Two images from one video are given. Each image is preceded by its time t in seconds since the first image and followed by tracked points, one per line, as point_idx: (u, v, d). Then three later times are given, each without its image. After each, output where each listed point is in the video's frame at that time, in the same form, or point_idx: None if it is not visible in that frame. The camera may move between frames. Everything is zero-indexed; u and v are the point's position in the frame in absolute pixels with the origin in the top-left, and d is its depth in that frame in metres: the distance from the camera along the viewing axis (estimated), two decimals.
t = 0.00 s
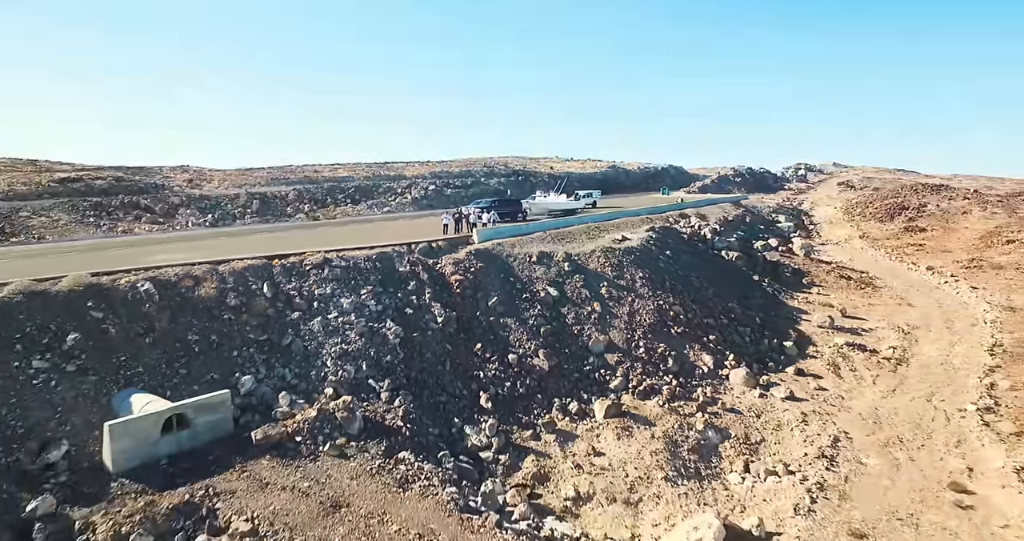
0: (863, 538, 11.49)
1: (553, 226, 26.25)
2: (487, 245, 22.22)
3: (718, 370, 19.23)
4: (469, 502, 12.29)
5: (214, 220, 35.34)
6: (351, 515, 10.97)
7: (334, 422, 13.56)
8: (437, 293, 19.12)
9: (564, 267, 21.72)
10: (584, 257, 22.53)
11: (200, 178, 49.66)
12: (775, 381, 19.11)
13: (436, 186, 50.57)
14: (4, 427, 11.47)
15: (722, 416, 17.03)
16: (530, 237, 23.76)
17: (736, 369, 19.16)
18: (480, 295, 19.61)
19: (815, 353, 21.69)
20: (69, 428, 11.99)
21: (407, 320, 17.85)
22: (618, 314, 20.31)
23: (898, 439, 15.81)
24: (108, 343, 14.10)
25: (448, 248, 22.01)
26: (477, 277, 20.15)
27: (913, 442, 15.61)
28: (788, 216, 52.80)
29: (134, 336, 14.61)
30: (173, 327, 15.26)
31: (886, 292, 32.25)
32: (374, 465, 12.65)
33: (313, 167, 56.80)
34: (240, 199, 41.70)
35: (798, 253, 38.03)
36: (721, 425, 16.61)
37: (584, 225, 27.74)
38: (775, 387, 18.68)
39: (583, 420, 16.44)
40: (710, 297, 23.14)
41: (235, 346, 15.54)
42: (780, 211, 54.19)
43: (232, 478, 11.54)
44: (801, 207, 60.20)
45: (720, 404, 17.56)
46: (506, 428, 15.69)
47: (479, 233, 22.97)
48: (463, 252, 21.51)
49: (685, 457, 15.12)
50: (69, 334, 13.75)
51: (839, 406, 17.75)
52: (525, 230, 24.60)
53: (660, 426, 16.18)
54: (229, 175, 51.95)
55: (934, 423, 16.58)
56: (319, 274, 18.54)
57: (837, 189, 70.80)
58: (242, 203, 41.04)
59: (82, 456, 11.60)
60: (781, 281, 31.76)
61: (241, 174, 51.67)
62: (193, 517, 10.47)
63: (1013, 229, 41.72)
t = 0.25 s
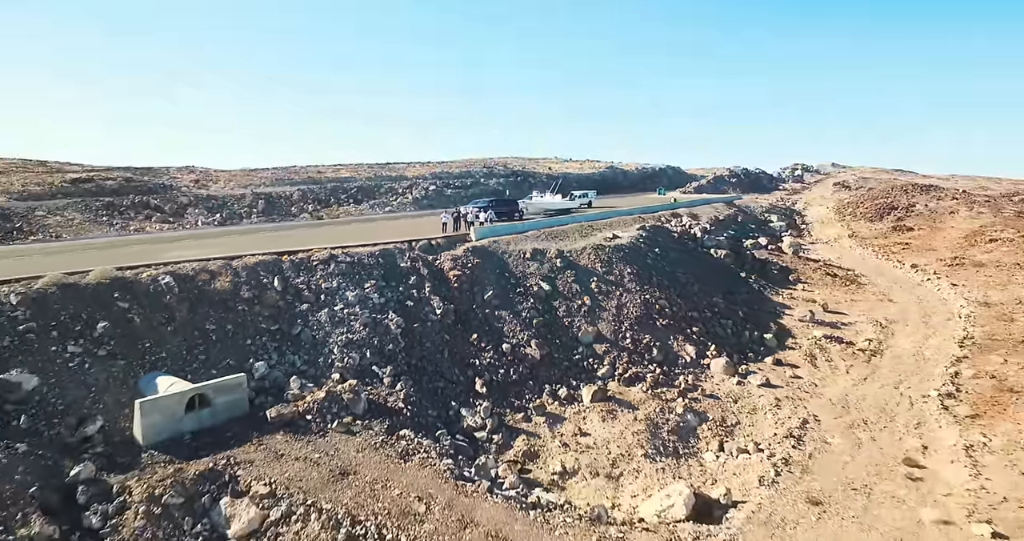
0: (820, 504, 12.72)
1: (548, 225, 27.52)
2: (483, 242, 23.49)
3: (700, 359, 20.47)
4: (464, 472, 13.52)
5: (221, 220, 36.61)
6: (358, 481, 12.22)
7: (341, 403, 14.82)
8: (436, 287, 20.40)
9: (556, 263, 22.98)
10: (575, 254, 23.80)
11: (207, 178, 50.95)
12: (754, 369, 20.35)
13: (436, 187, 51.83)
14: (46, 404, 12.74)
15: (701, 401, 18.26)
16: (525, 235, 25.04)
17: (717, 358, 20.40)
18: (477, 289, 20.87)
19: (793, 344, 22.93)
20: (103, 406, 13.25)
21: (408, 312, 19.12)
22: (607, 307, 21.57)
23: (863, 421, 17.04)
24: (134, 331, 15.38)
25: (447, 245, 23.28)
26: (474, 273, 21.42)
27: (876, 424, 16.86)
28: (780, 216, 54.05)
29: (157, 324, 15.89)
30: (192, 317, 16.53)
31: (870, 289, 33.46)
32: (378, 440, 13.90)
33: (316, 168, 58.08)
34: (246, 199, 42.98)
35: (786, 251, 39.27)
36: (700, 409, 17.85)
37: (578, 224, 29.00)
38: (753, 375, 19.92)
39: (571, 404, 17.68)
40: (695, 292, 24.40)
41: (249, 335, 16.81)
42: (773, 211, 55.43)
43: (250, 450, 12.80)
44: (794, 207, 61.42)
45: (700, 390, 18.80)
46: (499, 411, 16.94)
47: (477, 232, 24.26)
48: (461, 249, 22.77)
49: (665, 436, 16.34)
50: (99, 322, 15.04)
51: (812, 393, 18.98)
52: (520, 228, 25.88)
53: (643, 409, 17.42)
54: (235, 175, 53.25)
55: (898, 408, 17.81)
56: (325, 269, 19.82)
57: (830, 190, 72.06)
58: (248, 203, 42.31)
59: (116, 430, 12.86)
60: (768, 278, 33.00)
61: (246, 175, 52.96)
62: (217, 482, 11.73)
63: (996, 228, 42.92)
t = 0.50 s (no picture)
0: (783, 476, 13.98)
1: (542, 224, 28.79)
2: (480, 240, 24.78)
3: (684, 350, 21.74)
4: (460, 447, 14.80)
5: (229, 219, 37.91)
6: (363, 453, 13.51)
7: (347, 386, 16.10)
8: (435, 282, 21.69)
9: (549, 260, 24.27)
10: (567, 251, 25.08)
11: (213, 178, 52.27)
12: (734, 359, 21.62)
13: (436, 187, 53.12)
14: (80, 385, 14.04)
15: (683, 388, 19.52)
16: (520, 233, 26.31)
17: (699, 349, 21.67)
18: (474, 284, 22.16)
19: (774, 337, 24.19)
20: (131, 387, 14.54)
21: (409, 304, 20.42)
22: (597, 301, 22.85)
23: (832, 406, 18.30)
24: (156, 321, 16.68)
25: (446, 243, 24.56)
26: (471, 268, 22.71)
27: (844, 408, 18.11)
28: (772, 216, 55.29)
29: (177, 314, 17.20)
30: (208, 308, 17.83)
31: (854, 286, 34.69)
32: (381, 419, 15.18)
33: (318, 169, 59.40)
34: (252, 199, 44.30)
35: (775, 250, 40.51)
36: (682, 395, 19.10)
37: (571, 223, 30.28)
38: (733, 364, 21.19)
39: (561, 390, 18.95)
40: (682, 287, 25.67)
41: (261, 325, 18.11)
42: (766, 211, 56.66)
43: (265, 427, 14.09)
44: (787, 207, 62.65)
45: (682, 378, 20.06)
46: (493, 396, 18.21)
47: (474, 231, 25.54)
48: (459, 246, 24.05)
49: (647, 419, 17.60)
50: (124, 312, 16.34)
51: (788, 380, 20.23)
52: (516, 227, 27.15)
53: (627, 395, 18.69)
54: (240, 176, 54.58)
55: (867, 394, 19.06)
56: (331, 265, 21.11)
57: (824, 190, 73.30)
58: (254, 203, 43.63)
59: (143, 409, 14.15)
60: (756, 275, 34.25)
61: (250, 176, 54.29)
62: (237, 454, 13.03)
63: (981, 228, 44.12)
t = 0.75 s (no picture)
0: (751, 452, 15.30)
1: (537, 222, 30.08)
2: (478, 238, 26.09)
3: (669, 342, 23.04)
4: (456, 426, 16.12)
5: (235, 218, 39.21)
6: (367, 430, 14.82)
7: (352, 372, 17.41)
8: (435, 277, 23.01)
9: (543, 257, 25.57)
10: (560, 249, 26.40)
11: (218, 179, 53.59)
12: (716, 351, 22.91)
13: (436, 187, 54.42)
14: (109, 369, 15.36)
15: (666, 376, 20.82)
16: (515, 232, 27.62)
17: (683, 341, 22.97)
18: (471, 279, 23.47)
19: (756, 330, 25.48)
20: (155, 371, 15.85)
21: (409, 298, 21.73)
22: (587, 295, 24.16)
23: (804, 392, 19.60)
24: (175, 312, 17.99)
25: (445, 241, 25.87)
26: (468, 264, 24.02)
27: (816, 395, 19.40)
28: (764, 215, 56.56)
29: (194, 306, 18.51)
30: (222, 301, 19.14)
31: (838, 283, 35.97)
32: (384, 402, 16.50)
33: (321, 169, 60.70)
34: (257, 199, 45.62)
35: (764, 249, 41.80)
36: (665, 383, 20.40)
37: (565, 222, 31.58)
38: (714, 355, 22.48)
39: (552, 378, 20.25)
40: (669, 283, 26.97)
41: (272, 316, 19.42)
42: (758, 211, 57.93)
43: (278, 407, 15.41)
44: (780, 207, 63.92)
45: (667, 367, 21.35)
46: (488, 382, 19.51)
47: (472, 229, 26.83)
48: (457, 244, 25.35)
49: (632, 404, 18.90)
50: (146, 303, 17.66)
51: (765, 370, 21.53)
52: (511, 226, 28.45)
53: (614, 382, 19.98)
54: (245, 176, 55.89)
55: (838, 382, 20.35)
56: (336, 261, 22.41)
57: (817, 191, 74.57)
58: (259, 202, 44.93)
59: (166, 390, 15.46)
60: (744, 273, 35.54)
61: (255, 176, 55.60)
62: (254, 430, 14.33)
63: (965, 228, 45.38)
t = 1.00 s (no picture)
0: (725, 432, 16.64)
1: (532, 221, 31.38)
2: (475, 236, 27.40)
3: (656, 334, 24.35)
4: (453, 408, 17.44)
5: (241, 218, 40.52)
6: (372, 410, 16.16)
7: (357, 360, 18.74)
8: (434, 272, 24.33)
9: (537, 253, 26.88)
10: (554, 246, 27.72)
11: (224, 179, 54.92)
12: (700, 342, 24.23)
13: (436, 188, 55.72)
14: (134, 355, 16.70)
15: (651, 366, 22.13)
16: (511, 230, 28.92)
17: (669, 333, 24.29)
18: (468, 274, 24.79)
19: (739, 323, 26.78)
20: (175, 357, 17.18)
21: (410, 292, 23.06)
22: (579, 290, 25.48)
23: (780, 380, 20.91)
24: (192, 303, 19.32)
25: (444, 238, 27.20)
26: (466, 261, 25.34)
27: (791, 382, 20.71)
28: (757, 215, 57.84)
29: (209, 298, 19.85)
30: (235, 293, 20.48)
31: (824, 280, 37.27)
32: (387, 386, 17.83)
33: (324, 170, 62.01)
34: (263, 199, 46.96)
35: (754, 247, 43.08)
36: (650, 371, 21.73)
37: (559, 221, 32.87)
38: (698, 346, 23.80)
39: (544, 367, 21.57)
40: (658, 279, 28.28)
41: (281, 308, 20.74)
42: (751, 210, 59.21)
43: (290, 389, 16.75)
44: (773, 207, 65.19)
45: (652, 358, 22.67)
46: (484, 371, 20.82)
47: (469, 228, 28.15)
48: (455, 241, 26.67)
49: (618, 390, 20.22)
50: (165, 296, 19.00)
51: (746, 360, 22.84)
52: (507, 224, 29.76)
53: (602, 370, 21.31)
54: (249, 177, 57.22)
55: (813, 371, 21.67)
56: (341, 257, 23.74)
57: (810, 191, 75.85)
58: (265, 202, 46.26)
59: (186, 375, 16.79)
60: (733, 270, 36.83)
61: (259, 177, 56.93)
62: (268, 410, 15.67)
63: (950, 227, 46.65)
